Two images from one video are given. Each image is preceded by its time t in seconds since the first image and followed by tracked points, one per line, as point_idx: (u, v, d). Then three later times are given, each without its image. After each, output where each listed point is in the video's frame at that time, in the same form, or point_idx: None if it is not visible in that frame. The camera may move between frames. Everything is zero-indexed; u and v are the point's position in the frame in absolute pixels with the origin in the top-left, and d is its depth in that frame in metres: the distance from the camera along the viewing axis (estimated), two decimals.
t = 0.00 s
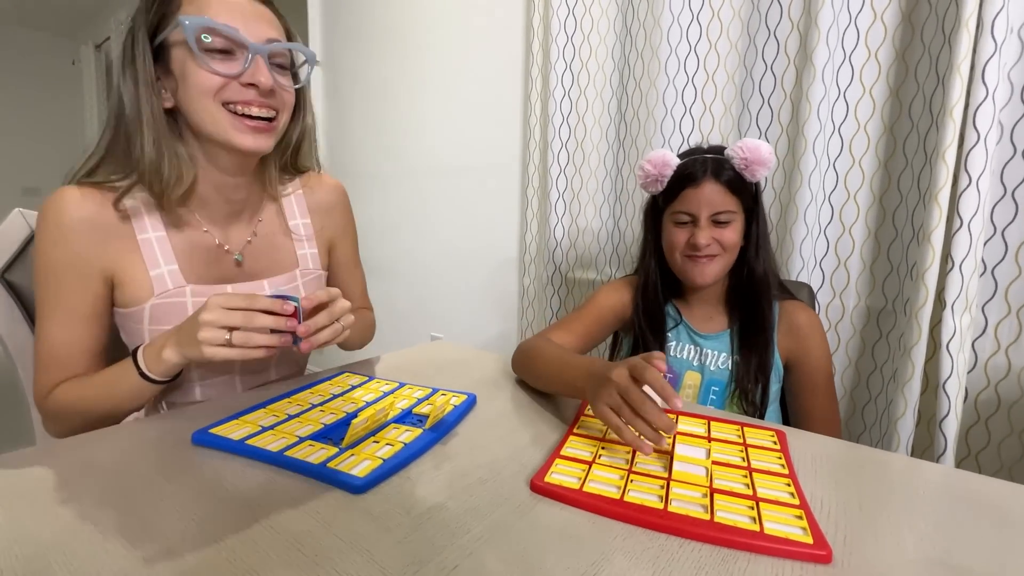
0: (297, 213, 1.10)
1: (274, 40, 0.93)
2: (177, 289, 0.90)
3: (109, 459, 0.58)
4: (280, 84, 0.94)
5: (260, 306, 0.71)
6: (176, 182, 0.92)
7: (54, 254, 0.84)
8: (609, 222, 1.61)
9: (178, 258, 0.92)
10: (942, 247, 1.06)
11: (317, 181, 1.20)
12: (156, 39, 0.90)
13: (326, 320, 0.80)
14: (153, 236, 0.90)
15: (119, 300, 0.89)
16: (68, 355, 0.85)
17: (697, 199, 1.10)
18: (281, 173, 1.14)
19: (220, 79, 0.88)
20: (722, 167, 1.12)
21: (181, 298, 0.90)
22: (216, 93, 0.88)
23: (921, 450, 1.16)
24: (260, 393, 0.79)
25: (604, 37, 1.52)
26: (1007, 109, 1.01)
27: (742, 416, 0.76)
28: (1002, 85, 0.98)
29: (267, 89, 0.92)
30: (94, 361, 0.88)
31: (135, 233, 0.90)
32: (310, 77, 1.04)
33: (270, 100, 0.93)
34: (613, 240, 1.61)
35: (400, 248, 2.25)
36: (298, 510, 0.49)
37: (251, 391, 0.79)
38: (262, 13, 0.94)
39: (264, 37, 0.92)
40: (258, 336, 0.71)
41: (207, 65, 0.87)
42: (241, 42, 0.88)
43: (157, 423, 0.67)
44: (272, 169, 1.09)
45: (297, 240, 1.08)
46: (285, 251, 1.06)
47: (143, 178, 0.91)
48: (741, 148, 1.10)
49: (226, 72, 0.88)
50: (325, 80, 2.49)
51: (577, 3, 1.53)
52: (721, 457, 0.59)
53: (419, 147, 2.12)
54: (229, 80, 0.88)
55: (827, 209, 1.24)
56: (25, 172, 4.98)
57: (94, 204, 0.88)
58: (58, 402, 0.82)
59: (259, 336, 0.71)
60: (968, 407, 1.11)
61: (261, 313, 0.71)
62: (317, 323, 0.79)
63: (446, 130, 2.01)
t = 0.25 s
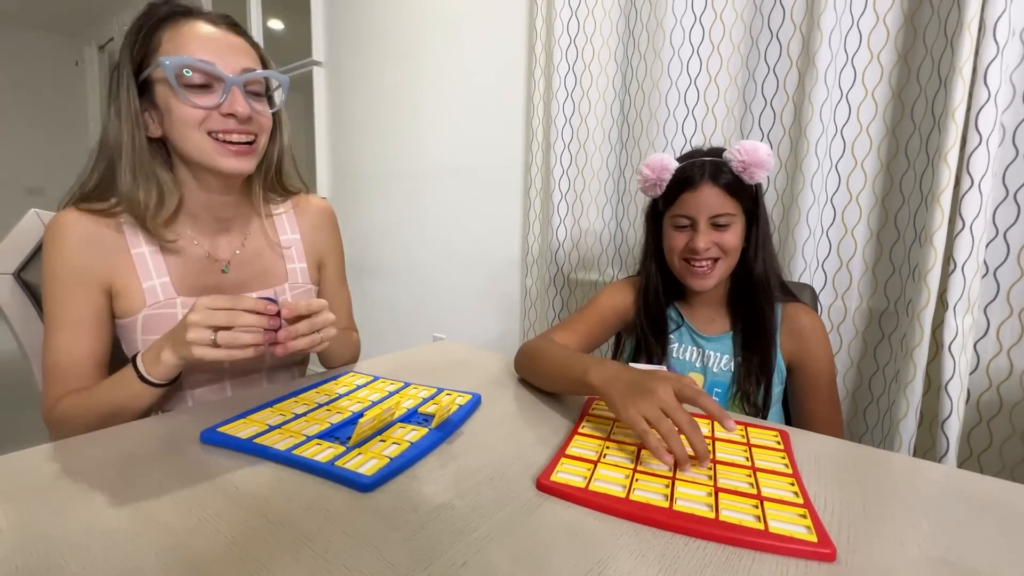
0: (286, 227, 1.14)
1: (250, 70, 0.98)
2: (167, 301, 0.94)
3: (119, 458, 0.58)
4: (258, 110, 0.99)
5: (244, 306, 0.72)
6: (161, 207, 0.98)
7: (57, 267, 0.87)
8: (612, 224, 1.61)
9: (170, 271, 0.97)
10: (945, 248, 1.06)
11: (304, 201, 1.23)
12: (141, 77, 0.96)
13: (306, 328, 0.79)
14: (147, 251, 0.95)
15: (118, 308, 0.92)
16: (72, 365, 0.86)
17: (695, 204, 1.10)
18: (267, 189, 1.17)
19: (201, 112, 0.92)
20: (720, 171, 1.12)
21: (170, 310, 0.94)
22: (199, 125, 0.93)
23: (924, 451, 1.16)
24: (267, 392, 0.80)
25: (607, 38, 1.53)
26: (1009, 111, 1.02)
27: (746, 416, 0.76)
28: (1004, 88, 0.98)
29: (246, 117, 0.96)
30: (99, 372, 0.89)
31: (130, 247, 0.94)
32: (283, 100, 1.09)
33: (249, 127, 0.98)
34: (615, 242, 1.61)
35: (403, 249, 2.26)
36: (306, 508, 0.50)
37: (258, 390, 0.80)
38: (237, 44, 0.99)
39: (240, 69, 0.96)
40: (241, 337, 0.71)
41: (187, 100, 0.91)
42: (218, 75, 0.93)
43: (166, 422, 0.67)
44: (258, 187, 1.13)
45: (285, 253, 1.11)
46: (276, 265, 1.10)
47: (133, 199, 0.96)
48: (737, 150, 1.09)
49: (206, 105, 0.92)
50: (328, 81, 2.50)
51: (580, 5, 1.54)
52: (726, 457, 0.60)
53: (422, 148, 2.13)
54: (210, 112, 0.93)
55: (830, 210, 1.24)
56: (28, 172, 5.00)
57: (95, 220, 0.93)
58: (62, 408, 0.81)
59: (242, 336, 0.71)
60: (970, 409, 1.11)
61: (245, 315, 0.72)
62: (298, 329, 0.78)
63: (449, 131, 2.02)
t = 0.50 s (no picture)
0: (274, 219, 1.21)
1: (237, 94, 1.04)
2: (168, 280, 1.01)
3: (126, 457, 0.59)
4: (244, 132, 1.05)
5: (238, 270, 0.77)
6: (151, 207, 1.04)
7: (72, 257, 0.94)
8: (613, 225, 1.62)
9: (170, 255, 1.03)
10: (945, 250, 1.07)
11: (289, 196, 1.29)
12: (139, 96, 1.04)
13: (307, 299, 0.86)
14: (150, 238, 1.01)
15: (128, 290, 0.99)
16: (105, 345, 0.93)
17: (694, 207, 1.11)
18: (252, 195, 1.22)
19: (191, 132, 1.00)
20: (717, 173, 1.12)
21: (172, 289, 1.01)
22: (191, 144, 1.01)
23: (924, 452, 1.17)
24: (271, 392, 0.80)
25: (608, 41, 1.54)
26: (1008, 113, 1.02)
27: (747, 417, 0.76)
28: (1003, 90, 0.99)
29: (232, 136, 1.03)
30: (127, 352, 0.96)
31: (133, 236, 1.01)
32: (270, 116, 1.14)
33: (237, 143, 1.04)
34: (616, 243, 1.62)
35: (404, 250, 2.27)
36: (312, 507, 0.50)
37: (262, 391, 0.80)
38: (227, 70, 1.06)
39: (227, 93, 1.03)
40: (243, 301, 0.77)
41: (178, 122, 0.99)
42: (206, 100, 0.99)
43: (171, 422, 0.68)
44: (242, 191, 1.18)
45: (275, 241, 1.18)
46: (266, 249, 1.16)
47: (132, 197, 1.03)
48: (734, 153, 1.08)
49: (195, 126, 1.00)
50: (329, 83, 2.50)
51: (581, 8, 1.55)
52: (728, 456, 0.60)
53: (423, 150, 2.13)
54: (199, 133, 1.00)
55: (830, 212, 1.25)
56: (29, 174, 5.02)
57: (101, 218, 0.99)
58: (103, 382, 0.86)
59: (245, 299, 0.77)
60: (970, 409, 1.12)
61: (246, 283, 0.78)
62: (298, 300, 0.85)
63: (450, 132, 2.02)
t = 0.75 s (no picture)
0: (270, 223, 1.21)
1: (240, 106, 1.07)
2: (166, 274, 1.01)
3: (131, 459, 0.59)
4: (247, 142, 1.06)
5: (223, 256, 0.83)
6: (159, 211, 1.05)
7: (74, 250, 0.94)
8: (614, 227, 1.62)
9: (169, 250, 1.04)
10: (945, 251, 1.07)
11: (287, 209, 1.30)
12: (151, 108, 1.06)
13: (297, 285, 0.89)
14: (151, 235, 1.02)
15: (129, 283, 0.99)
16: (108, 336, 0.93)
17: (689, 208, 1.10)
18: (250, 202, 1.23)
19: (196, 140, 1.01)
20: (711, 174, 1.12)
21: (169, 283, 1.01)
22: (195, 150, 1.02)
23: (925, 452, 1.17)
24: (275, 394, 0.80)
25: (609, 42, 1.54)
26: (1008, 115, 1.03)
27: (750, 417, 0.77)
28: (1003, 92, 0.99)
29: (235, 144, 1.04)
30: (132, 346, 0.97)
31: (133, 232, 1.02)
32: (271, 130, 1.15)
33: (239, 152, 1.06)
34: (617, 245, 1.62)
35: (404, 251, 2.27)
36: (319, 509, 0.50)
37: (266, 393, 0.81)
38: (234, 87, 1.09)
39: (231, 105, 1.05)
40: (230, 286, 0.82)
41: (184, 130, 1.01)
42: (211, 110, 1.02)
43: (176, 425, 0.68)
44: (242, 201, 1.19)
45: (270, 243, 1.18)
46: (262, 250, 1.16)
47: (138, 201, 1.04)
48: (724, 153, 1.08)
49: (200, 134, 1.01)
50: (329, 84, 2.50)
51: (582, 9, 1.55)
52: (732, 457, 0.61)
53: (424, 151, 2.13)
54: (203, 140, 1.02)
55: (831, 213, 1.25)
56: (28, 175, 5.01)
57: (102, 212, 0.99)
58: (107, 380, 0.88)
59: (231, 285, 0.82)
60: (971, 409, 1.12)
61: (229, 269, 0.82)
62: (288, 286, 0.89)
63: (451, 133, 2.02)
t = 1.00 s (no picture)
0: (264, 229, 1.22)
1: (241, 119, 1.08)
2: (162, 277, 1.01)
3: (134, 465, 0.59)
4: (244, 153, 1.08)
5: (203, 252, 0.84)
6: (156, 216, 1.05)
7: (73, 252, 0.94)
8: (615, 230, 1.62)
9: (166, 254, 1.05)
10: (946, 254, 1.07)
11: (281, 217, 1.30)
12: (154, 118, 1.07)
13: (301, 282, 0.91)
14: (148, 240, 1.03)
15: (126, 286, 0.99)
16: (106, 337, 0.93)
17: (676, 211, 1.10)
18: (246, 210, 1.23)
19: (196, 150, 1.02)
20: (698, 179, 1.11)
21: (165, 285, 1.01)
22: (194, 159, 1.03)
23: (927, 455, 1.17)
24: (277, 399, 0.80)
25: (609, 46, 1.54)
26: (1009, 118, 1.03)
27: (754, 422, 0.77)
28: (1004, 96, 0.99)
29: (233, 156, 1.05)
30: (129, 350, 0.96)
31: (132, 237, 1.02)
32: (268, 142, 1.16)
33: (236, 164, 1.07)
34: (618, 248, 1.62)
35: (405, 254, 2.27)
36: (323, 516, 0.50)
37: (269, 398, 0.81)
38: (234, 100, 1.10)
39: (232, 118, 1.06)
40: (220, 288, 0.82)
41: (185, 140, 1.02)
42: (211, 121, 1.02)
43: (180, 431, 0.68)
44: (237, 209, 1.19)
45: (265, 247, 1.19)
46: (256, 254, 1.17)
47: (135, 207, 1.04)
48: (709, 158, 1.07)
49: (201, 145, 1.02)
50: (329, 87, 2.51)
51: (582, 13, 1.55)
52: (736, 462, 0.61)
53: (424, 154, 2.13)
54: (203, 150, 1.03)
55: (831, 216, 1.25)
56: (28, 179, 5.01)
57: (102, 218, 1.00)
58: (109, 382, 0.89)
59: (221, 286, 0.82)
60: (973, 413, 1.12)
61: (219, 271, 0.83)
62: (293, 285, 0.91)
63: (451, 137, 2.03)
